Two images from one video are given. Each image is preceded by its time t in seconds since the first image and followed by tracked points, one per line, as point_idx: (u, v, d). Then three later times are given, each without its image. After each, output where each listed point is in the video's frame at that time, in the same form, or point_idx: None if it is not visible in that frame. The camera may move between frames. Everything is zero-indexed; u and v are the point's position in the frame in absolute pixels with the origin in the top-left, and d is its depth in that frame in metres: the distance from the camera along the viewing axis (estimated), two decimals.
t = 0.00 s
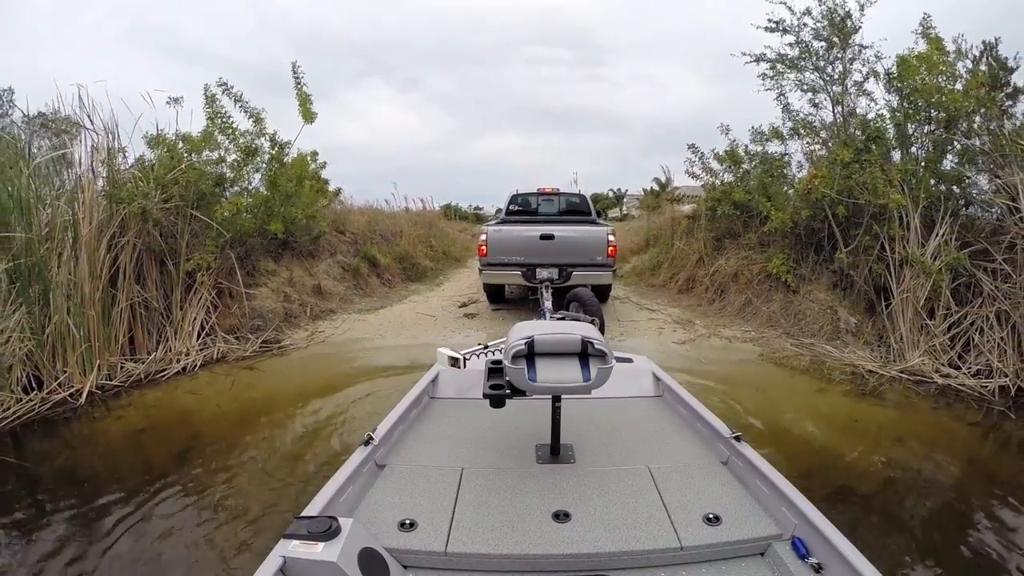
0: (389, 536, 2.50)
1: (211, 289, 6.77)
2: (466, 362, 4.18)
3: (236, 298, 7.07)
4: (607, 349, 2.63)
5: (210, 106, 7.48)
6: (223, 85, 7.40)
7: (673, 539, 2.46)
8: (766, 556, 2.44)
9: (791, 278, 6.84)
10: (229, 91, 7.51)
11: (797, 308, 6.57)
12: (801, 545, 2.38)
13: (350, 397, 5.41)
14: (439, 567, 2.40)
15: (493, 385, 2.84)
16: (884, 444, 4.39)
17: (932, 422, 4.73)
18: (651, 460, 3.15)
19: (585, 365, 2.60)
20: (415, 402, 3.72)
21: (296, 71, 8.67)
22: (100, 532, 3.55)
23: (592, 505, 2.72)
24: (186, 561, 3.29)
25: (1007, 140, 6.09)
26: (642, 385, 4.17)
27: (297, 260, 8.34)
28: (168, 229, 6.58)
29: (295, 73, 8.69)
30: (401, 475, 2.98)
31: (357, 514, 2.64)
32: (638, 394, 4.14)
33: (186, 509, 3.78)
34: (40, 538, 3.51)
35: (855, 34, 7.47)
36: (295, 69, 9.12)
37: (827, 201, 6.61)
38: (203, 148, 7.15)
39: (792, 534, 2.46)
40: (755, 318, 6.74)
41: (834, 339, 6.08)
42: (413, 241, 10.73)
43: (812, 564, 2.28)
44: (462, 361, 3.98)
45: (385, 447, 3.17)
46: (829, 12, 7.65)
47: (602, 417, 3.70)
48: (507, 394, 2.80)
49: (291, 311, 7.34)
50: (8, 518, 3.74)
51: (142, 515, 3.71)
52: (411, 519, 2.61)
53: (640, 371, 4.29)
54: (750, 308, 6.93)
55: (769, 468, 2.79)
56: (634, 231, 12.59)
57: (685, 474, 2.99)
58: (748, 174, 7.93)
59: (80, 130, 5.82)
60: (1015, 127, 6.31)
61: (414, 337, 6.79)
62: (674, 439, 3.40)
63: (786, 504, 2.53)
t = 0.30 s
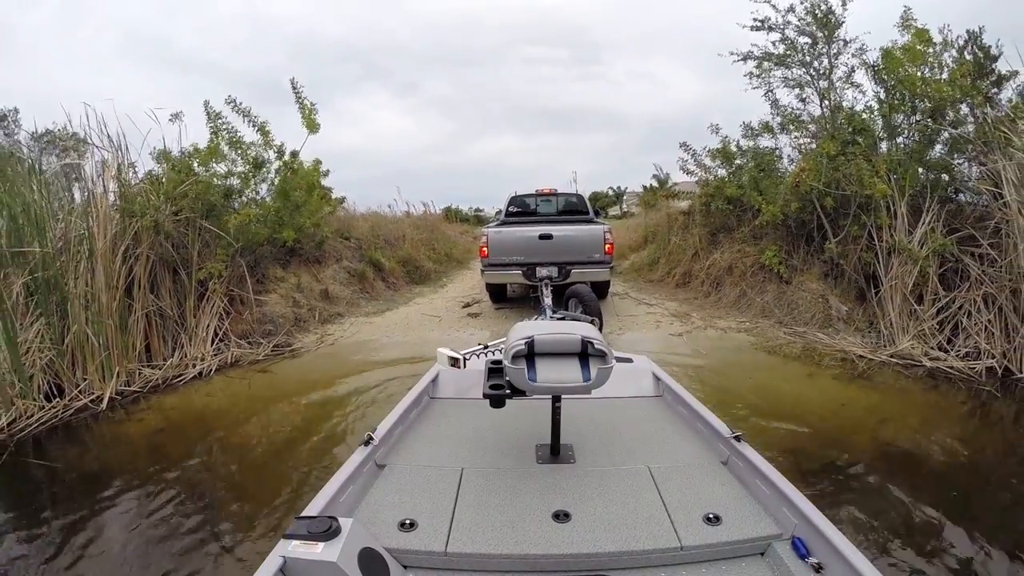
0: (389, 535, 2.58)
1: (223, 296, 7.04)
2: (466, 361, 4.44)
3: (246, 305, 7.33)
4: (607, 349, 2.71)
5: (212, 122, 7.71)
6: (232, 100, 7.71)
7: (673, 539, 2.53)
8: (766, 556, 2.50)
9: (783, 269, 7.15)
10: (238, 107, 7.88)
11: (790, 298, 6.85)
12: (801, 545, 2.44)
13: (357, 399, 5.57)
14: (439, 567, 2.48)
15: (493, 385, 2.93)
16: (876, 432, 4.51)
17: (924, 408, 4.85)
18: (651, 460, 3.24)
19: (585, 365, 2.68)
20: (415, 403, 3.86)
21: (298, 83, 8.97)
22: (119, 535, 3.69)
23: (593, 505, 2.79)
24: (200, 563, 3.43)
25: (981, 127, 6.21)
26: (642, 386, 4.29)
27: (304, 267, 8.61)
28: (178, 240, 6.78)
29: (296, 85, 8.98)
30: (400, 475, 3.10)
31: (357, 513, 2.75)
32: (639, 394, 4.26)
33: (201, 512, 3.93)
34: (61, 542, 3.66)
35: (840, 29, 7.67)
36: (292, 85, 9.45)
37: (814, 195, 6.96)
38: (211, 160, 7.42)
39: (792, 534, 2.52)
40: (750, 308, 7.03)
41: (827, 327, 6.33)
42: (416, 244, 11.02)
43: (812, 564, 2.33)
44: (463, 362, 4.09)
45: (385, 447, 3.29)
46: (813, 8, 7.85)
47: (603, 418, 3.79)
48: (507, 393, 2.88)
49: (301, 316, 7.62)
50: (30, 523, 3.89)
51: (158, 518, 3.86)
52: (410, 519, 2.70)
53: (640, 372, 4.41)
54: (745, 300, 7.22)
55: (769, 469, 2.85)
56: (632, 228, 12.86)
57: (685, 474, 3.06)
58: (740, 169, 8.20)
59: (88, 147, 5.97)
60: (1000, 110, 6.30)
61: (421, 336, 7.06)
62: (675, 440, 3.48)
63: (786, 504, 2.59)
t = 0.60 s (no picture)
0: (389, 536, 2.61)
1: (232, 290, 7.25)
2: (466, 360, 4.48)
3: (255, 298, 7.54)
4: (608, 351, 2.74)
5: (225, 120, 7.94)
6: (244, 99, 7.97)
7: (673, 539, 2.57)
8: (766, 556, 2.55)
9: (777, 271, 7.40)
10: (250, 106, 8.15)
11: (783, 299, 7.09)
12: (801, 545, 2.48)
13: (359, 394, 5.69)
14: (438, 567, 2.52)
15: (493, 385, 3.01)
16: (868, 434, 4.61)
17: (915, 411, 4.96)
18: (651, 461, 3.29)
19: (585, 366, 2.72)
20: (414, 403, 3.91)
21: (308, 83, 9.21)
22: (126, 525, 3.76)
23: (592, 505, 2.84)
24: (204, 553, 3.49)
25: (971, 135, 6.44)
26: (642, 387, 4.38)
27: (311, 262, 8.84)
28: (192, 234, 7.01)
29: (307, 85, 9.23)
30: (400, 475, 3.14)
31: (357, 514, 2.77)
32: (639, 395, 4.34)
33: (206, 503, 3.99)
34: (70, 530, 3.73)
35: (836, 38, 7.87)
36: (305, 84, 10.03)
37: (807, 200, 7.23)
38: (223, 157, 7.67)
39: (793, 535, 2.56)
40: (744, 308, 7.29)
41: (819, 327, 6.56)
42: (420, 242, 11.28)
43: (812, 563, 2.37)
44: (462, 361, 4.10)
45: (385, 447, 3.33)
46: (811, 18, 8.06)
47: (603, 419, 3.85)
48: (506, 394, 2.96)
49: (308, 310, 7.85)
50: (40, 511, 3.98)
51: (164, 509, 3.93)
52: (410, 519, 2.73)
53: (639, 373, 4.50)
54: (740, 301, 7.48)
55: (769, 469, 2.90)
56: (632, 229, 13.15)
57: (684, 475, 3.11)
58: (737, 174, 8.44)
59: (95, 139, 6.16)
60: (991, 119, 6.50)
61: (424, 331, 7.29)
62: (675, 441, 3.54)
63: (786, 504, 2.64)
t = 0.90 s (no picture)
0: (389, 536, 2.62)
1: (241, 280, 7.47)
2: (466, 359, 4.43)
3: (263, 289, 7.77)
4: (608, 351, 2.77)
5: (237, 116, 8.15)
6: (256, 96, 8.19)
7: (674, 540, 2.59)
8: (767, 556, 2.57)
9: (770, 275, 7.66)
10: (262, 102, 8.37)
11: (775, 302, 7.36)
12: (801, 545, 2.51)
13: (361, 388, 5.79)
14: (438, 567, 2.52)
15: (493, 385, 3.02)
16: (858, 438, 4.72)
17: (905, 418, 5.07)
18: (651, 461, 3.33)
19: (584, 366, 2.76)
20: (414, 403, 3.93)
21: (318, 81, 9.43)
22: (128, 515, 3.79)
23: (592, 505, 2.86)
24: (204, 544, 3.50)
25: (962, 147, 6.63)
26: (642, 387, 4.43)
27: (317, 256, 9.08)
28: (205, 225, 7.25)
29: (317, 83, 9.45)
30: (399, 475, 3.15)
31: (356, 514, 2.77)
32: (639, 395, 4.40)
33: (207, 494, 4.02)
34: (73, 518, 3.76)
35: (834, 50, 8.08)
36: (314, 82, 10.37)
37: (800, 207, 7.52)
38: (234, 151, 7.94)
39: (792, 534, 2.59)
40: (738, 310, 7.57)
41: (810, 330, 6.81)
42: (423, 239, 11.55)
43: (812, 563, 2.40)
44: (462, 361, 4.09)
45: (385, 447, 3.34)
46: (810, 29, 8.27)
47: (603, 419, 3.90)
48: (506, 393, 2.98)
49: (314, 302, 8.09)
50: (45, 496, 4.04)
51: (166, 499, 3.96)
52: (410, 519, 2.74)
53: (638, 373, 4.56)
54: (734, 303, 7.76)
55: (769, 470, 2.94)
56: (631, 231, 13.45)
57: (684, 475, 3.15)
58: (734, 179, 8.67)
59: (102, 128, 6.42)
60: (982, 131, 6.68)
61: (427, 324, 7.53)
62: (676, 441, 3.59)
63: (786, 504, 2.67)
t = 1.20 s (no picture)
0: (389, 536, 2.65)
1: (249, 280, 7.70)
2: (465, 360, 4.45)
3: (270, 288, 8.01)
4: (608, 351, 2.78)
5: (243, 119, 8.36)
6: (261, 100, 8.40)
7: (674, 540, 2.62)
8: (766, 556, 2.60)
9: (763, 272, 7.93)
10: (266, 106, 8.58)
11: (768, 298, 7.62)
12: (801, 545, 2.53)
13: (364, 386, 5.91)
14: (439, 567, 2.56)
15: (494, 385, 3.06)
16: (852, 433, 4.82)
17: (898, 413, 5.17)
18: (651, 460, 3.36)
19: (584, 365, 2.76)
20: (415, 403, 3.98)
21: (321, 84, 9.64)
22: (133, 513, 3.84)
23: (593, 505, 2.89)
24: (215, 534, 3.63)
25: (950, 146, 6.80)
26: (642, 386, 4.48)
27: (322, 255, 9.32)
28: (214, 225, 7.46)
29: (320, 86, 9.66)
30: (399, 475, 3.19)
31: (356, 514, 2.80)
32: (639, 395, 4.45)
33: (212, 493, 4.08)
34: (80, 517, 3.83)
35: (826, 51, 8.28)
36: (316, 86, 10.57)
37: (791, 205, 7.77)
38: (238, 155, 8.12)
39: (792, 534, 2.62)
40: (732, 306, 7.84)
41: (802, 325, 7.05)
42: (425, 239, 11.80)
43: (812, 563, 2.42)
44: (462, 362, 4.18)
45: (385, 447, 3.38)
46: (802, 31, 8.46)
47: (603, 419, 3.94)
48: (507, 393, 3.02)
49: (320, 301, 8.32)
50: (60, 488, 4.18)
51: (180, 488, 4.14)
52: (410, 519, 2.77)
53: (638, 372, 4.61)
54: (728, 299, 8.03)
55: (769, 470, 2.97)
56: (629, 229, 13.72)
57: (685, 475, 3.18)
58: (729, 179, 8.89)
59: (109, 132, 6.55)
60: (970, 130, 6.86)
61: (430, 321, 7.74)
62: (676, 442, 3.62)
63: (786, 504, 2.70)
